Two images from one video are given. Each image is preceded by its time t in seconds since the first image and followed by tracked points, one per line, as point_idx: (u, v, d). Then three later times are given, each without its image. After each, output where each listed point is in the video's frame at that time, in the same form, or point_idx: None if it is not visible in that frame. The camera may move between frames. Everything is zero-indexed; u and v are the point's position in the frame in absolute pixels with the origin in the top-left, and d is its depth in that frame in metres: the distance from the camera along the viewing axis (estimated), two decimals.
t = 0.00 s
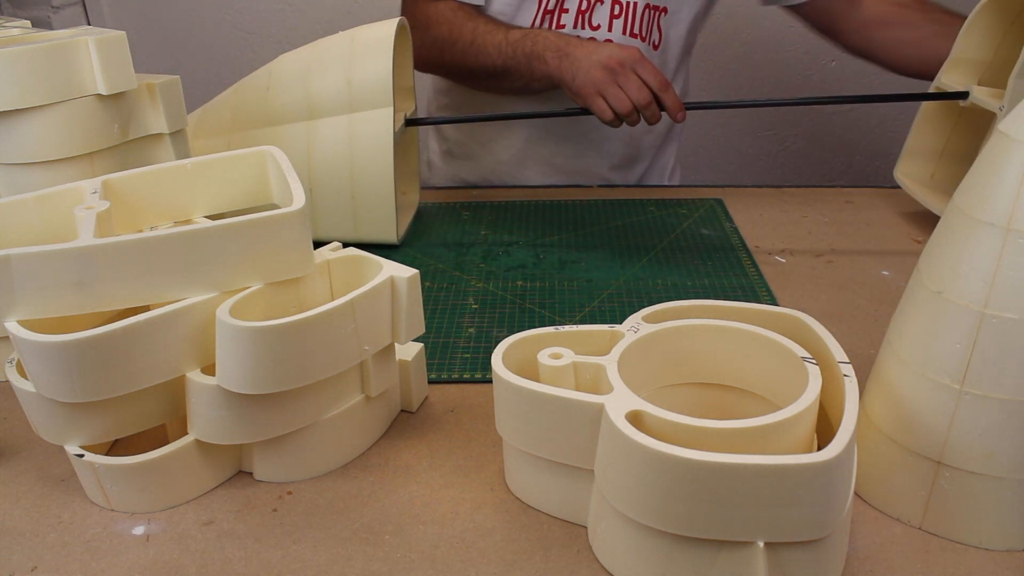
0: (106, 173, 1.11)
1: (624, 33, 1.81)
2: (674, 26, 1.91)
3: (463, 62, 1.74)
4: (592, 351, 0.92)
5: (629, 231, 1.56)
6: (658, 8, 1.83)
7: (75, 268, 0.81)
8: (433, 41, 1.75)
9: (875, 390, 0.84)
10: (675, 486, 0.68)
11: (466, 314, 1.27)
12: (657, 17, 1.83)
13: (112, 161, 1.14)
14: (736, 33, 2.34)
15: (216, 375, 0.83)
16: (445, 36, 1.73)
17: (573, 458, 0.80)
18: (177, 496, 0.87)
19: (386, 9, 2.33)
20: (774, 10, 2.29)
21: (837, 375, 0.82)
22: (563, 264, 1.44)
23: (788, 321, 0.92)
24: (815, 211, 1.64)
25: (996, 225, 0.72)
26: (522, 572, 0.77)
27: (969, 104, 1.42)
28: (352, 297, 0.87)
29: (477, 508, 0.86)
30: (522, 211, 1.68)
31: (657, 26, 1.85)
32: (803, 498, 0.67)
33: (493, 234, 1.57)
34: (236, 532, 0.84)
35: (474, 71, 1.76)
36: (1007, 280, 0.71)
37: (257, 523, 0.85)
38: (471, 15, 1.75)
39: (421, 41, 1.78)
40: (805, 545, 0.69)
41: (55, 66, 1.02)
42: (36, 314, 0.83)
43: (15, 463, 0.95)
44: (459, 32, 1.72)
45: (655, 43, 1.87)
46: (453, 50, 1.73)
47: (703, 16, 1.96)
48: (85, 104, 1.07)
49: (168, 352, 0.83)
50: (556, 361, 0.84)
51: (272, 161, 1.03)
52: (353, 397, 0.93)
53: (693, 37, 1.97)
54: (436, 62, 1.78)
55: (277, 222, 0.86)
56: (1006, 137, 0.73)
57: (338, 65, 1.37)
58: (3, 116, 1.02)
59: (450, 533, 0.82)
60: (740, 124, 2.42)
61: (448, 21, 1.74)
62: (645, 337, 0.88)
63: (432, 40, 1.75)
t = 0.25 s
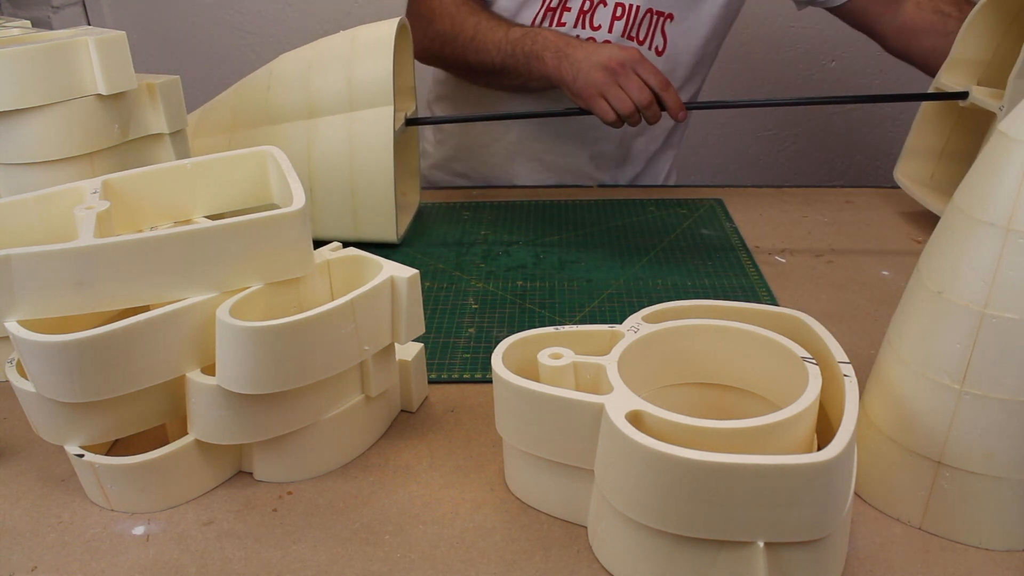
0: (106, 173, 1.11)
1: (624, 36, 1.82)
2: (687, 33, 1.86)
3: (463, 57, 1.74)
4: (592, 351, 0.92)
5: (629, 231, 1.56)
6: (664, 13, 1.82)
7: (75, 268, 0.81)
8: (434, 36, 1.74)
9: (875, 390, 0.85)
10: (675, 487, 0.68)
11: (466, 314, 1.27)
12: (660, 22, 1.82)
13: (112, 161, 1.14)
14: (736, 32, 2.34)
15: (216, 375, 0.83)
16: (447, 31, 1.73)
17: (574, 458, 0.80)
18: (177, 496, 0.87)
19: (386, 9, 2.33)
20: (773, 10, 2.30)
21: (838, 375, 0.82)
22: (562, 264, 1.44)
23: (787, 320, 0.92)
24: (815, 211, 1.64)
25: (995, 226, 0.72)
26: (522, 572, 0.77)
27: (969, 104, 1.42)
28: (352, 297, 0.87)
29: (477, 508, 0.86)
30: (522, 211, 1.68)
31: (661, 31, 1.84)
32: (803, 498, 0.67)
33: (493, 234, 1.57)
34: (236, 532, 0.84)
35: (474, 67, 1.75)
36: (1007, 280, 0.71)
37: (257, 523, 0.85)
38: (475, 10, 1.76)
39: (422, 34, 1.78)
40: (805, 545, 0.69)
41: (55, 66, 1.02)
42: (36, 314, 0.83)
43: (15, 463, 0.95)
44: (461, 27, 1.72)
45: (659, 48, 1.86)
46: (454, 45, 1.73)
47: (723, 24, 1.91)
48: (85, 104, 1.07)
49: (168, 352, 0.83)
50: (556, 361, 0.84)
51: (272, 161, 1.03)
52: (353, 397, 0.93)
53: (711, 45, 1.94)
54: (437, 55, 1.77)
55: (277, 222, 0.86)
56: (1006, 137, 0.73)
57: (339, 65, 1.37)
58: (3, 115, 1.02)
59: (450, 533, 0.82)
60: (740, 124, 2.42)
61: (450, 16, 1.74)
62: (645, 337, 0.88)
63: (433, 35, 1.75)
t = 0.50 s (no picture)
0: (106, 173, 1.11)
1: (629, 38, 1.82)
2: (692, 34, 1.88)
3: (463, 56, 1.74)
4: (592, 351, 0.92)
5: (629, 231, 1.56)
6: (670, 16, 1.82)
7: (75, 268, 0.81)
8: (432, 33, 1.75)
9: (875, 390, 0.85)
10: (675, 486, 0.68)
11: (466, 314, 1.27)
12: (667, 24, 1.82)
13: (112, 161, 1.14)
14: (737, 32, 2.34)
15: (216, 375, 0.83)
16: (446, 29, 1.73)
17: (573, 458, 0.80)
18: (177, 496, 0.87)
19: (386, 9, 2.34)
20: (772, 10, 2.30)
21: (837, 375, 0.82)
22: (563, 264, 1.44)
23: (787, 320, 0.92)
24: (815, 211, 1.64)
25: (996, 227, 0.72)
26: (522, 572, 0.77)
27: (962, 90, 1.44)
28: (352, 297, 0.87)
29: (476, 508, 0.86)
30: (522, 211, 1.68)
31: (668, 32, 1.84)
32: (803, 498, 0.67)
33: (493, 234, 1.57)
34: (236, 532, 0.84)
35: (471, 66, 1.76)
36: (1007, 280, 0.71)
37: (257, 523, 0.85)
38: (472, 7, 1.75)
39: (421, 33, 1.77)
40: (805, 545, 0.69)
41: (55, 66, 1.02)
42: (36, 314, 0.83)
43: (15, 463, 0.95)
44: (460, 25, 1.72)
45: (664, 50, 1.86)
46: (453, 44, 1.73)
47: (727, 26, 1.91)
48: (85, 104, 1.07)
49: (168, 352, 0.83)
50: (556, 361, 0.84)
51: (272, 161, 1.03)
52: (352, 397, 0.93)
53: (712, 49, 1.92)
54: (435, 52, 1.78)
55: (277, 222, 0.86)
56: (1006, 137, 0.73)
57: (339, 65, 1.37)
58: (3, 115, 1.02)
59: (450, 533, 0.82)
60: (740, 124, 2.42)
61: (448, 14, 1.73)
62: (645, 337, 0.88)
63: (431, 32, 1.75)
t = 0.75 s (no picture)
0: (107, 173, 1.11)
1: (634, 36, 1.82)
2: (699, 31, 1.87)
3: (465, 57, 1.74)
4: (592, 351, 0.92)
5: (629, 231, 1.56)
6: (675, 12, 1.82)
7: (74, 268, 0.81)
8: (437, 35, 1.75)
9: (875, 390, 0.85)
10: (675, 486, 0.68)
11: (466, 314, 1.27)
12: (672, 21, 1.82)
13: (112, 161, 1.14)
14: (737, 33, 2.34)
15: (216, 375, 0.83)
16: (451, 31, 1.73)
17: (573, 458, 0.80)
18: (177, 496, 0.87)
19: (386, 9, 2.34)
20: (772, 10, 2.30)
21: (837, 375, 0.82)
22: (563, 264, 1.44)
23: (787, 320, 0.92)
24: (815, 211, 1.64)
25: (997, 226, 0.72)
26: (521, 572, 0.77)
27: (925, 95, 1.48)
28: (352, 297, 0.87)
29: (476, 508, 0.86)
30: (522, 211, 1.68)
31: (673, 30, 1.84)
32: (803, 498, 0.67)
33: (493, 234, 1.57)
34: (236, 532, 0.84)
35: (476, 67, 1.75)
36: (1007, 280, 0.71)
37: (257, 523, 0.85)
38: (477, 10, 1.76)
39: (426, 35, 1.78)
40: (805, 545, 0.69)
41: (55, 66, 1.02)
42: (36, 314, 0.83)
43: (14, 463, 0.95)
44: (464, 27, 1.72)
45: (670, 47, 1.86)
46: (456, 45, 1.73)
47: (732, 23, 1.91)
48: (85, 104, 1.07)
49: (168, 352, 0.83)
50: (556, 361, 0.84)
51: (272, 161, 1.03)
52: (352, 397, 0.93)
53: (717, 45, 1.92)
54: (440, 55, 1.77)
55: (277, 222, 0.86)
56: (1006, 137, 0.73)
57: (339, 66, 1.37)
58: (3, 115, 1.02)
59: (450, 533, 0.82)
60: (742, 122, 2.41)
61: (453, 17, 1.74)
62: (645, 337, 0.88)
63: (436, 34, 1.75)
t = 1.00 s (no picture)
0: (106, 173, 1.11)
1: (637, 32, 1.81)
2: (698, 26, 1.88)
3: (464, 59, 1.73)
4: (592, 351, 0.92)
5: (630, 231, 1.56)
6: (676, 8, 1.82)
7: (74, 268, 0.81)
8: (437, 36, 1.75)
9: (875, 390, 0.85)
10: (675, 486, 0.68)
11: (466, 314, 1.27)
12: (673, 17, 1.82)
13: (112, 161, 1.14)
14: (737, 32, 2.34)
15: (216, 375, 0.83)
16: (451, 33, 1.73)
17: (573, 458, 0.80)
18: (177, 496, 0.87)
19: (386, 9, 2.34)
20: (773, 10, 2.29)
21: (837, 376, 0.82)
22: (563, 264, 1.44)
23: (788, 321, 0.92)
24: (815, 211, 1.64)
25: (997, 226, 0.72)
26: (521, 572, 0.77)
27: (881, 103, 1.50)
28: (352, 297, 0.87)
29: (477, 508, 0.86)
30: (522, 211, 1.68)
31: (674, 26, 1.84)
32: (802, 498, 0.67)
33: (493, 234, 1.57)
34: (236, 532, 0.84)
35: (475, 69, 1.75)
36: (1007, 280, 0.71)
37: (257, 523, 0.85)
38: (477, 11, 1.76)
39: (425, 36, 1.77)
40: (805, 545, 0.69)
41: (55, 67, 1.02)
42: (36, 314, 0.83)
43: (15, 463, 0.95)
44: (463, 28, 1.72)
45: (672, 43, 1.86)
46: (455, 47, 1.73)
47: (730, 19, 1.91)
48: (85, 104, 1.07)
49: (168, 352, 0.83)
50: (556, 361, 0.84)
51: (272, 161, 1.03)
52: (352, 397, 0.93)
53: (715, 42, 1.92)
54: (439, 56, 1.77)
55: (276, 223, 0.86)
56: (1006, 137, 0.73)
57: (339, 66, 1.37)
58: (3, 116, 1.02)
59: (450, 533, 0.82)
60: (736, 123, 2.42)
61: (453, 18, 1.74)
62: (645, 337, 0.88)
63: (436, 35, 1.75)
